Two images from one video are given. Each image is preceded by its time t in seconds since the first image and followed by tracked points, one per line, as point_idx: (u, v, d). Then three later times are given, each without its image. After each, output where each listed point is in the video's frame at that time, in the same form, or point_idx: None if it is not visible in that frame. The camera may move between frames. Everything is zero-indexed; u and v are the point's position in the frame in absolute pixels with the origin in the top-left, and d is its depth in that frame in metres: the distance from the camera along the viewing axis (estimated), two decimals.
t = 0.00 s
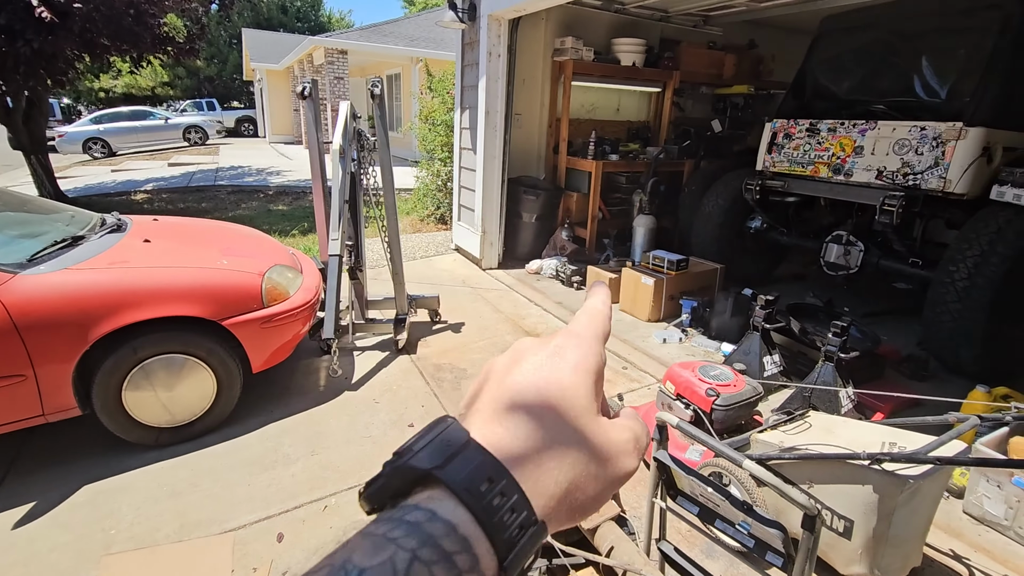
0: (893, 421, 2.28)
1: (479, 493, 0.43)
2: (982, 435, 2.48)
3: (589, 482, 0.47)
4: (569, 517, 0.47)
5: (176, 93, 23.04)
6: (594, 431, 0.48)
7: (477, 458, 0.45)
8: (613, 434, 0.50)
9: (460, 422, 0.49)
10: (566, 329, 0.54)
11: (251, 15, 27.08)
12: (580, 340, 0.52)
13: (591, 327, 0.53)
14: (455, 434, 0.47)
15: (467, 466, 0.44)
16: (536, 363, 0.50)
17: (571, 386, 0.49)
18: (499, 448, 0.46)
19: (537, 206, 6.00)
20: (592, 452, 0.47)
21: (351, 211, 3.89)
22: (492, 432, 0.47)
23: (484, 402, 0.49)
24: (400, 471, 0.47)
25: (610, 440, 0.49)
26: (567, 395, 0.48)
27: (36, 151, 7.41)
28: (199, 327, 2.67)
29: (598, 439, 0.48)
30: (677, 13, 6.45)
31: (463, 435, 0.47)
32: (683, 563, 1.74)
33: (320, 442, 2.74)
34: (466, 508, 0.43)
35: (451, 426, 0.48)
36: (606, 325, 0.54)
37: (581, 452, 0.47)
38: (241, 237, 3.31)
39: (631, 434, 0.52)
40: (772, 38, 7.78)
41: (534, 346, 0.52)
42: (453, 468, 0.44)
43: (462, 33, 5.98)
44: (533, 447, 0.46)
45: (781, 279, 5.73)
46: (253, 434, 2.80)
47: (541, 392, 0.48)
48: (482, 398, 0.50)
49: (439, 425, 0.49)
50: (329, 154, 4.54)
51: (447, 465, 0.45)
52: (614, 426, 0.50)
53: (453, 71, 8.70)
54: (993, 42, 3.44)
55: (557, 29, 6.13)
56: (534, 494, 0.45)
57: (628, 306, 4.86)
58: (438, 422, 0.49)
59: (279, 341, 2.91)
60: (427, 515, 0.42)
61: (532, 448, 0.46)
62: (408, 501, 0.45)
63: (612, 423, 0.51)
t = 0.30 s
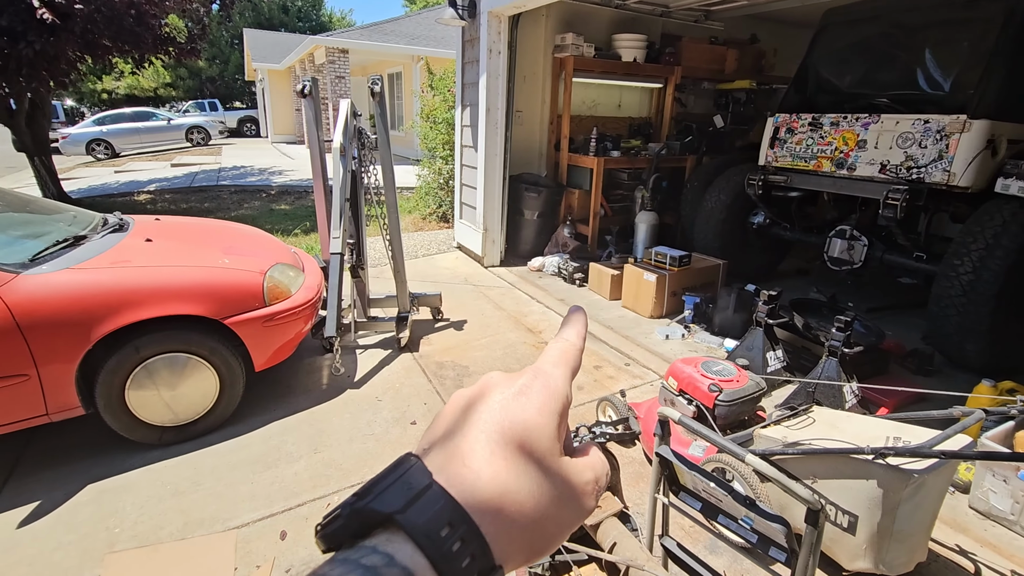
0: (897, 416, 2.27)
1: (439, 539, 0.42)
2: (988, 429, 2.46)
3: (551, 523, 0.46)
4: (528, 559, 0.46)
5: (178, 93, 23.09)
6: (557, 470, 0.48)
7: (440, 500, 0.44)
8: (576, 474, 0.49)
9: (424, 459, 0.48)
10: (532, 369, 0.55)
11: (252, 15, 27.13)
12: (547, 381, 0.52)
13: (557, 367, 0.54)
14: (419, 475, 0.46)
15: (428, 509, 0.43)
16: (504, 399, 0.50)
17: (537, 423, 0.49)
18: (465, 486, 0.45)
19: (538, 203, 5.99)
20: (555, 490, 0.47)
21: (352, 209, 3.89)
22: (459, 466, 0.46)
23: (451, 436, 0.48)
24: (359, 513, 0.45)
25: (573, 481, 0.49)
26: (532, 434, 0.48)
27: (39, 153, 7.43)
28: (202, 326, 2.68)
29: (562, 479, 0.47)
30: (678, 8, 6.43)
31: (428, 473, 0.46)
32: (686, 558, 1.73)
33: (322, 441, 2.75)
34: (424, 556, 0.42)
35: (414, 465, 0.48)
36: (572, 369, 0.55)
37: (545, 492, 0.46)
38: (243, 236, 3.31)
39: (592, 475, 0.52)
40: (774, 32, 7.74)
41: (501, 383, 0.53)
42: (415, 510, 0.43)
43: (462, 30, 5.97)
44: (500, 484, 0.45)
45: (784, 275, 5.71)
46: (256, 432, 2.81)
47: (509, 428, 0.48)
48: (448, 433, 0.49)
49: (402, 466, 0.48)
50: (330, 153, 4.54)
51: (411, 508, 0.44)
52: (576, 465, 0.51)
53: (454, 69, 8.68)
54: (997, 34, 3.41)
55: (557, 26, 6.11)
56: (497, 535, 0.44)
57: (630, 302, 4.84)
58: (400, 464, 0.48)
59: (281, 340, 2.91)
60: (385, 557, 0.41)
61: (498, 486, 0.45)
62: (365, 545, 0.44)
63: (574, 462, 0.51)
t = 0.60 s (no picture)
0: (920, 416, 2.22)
1: (441, 539, 0.39)
2: (1014, 431, 2.41)
3: (556, 518, 0.44)
4: (530, 555, 0.43)
5: (197, 92, 23.41)
6: (562, 460, 0.45)
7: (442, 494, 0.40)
8: (584, 466, 0.47)
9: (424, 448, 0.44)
10: (537, 355, 0.52)
11: (270, 13, 27.41)
12: (553, 368, 0.50)
13: (563, 353, 0.51)
14: (420, 468, 0.42)
15: (430, 507, 0.40)
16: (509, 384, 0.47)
17: (542, 412, 0.46)
18: (470, 478, 0.41)
19: (553, 199, 5.96)
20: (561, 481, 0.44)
21: (368, 205, 3.91)
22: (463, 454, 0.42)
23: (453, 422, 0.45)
24: (355, 511, 0.41)
25: (579, 474, 0.46)
26: (540, 422, 0.45)
27: (64, 151, 7.58)
28: (222, 320, 2.71)
29: (567, 471, 0.45)
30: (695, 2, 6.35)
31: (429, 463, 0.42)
32: (705, 557, 1.71)
33: (339, 434, 2.77)
34: (426, 558, 0.38)
35: (412, 456, 0.44)
36: (578, 355, 0.52)
37: (552, 485, 0.43)
38: (262, 232, 3.35)
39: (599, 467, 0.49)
40: (793, 26, 7.61)
41: (505, 369, 0.50)
42: (417, 508, 0.40)
43: (477, 26, 5.96)
44: (506, 473, 0.42)
45: (803, 272, 5.62)
46: (274, 425, 2.84)
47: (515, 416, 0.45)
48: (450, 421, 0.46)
49: (400, 459, 0.44)
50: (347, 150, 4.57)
51: (412, 507, 0.40)
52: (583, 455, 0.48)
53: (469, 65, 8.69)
54: None
55: (573, 21, 6.08)
56: (500, 531, 0.41)
57: (645, 299, 4.81)
58: (398, 456, 0.44)
59: (299, 334, 2.94)
60: (384, 560, 0.37)
61: (503, 476, 0.42)
62: (361, 545, 0.40)
63: (580, 452, 0.48)
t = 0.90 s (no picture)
0: (956, 421, 2.15)
1: (462, 541, 0.39)
2: None
3: (575, 520, 0.44)
4: (548, 556, 0.44)
5: (230, 87, 23.95)
6: (579, 463, 0.45)
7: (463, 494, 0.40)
8: (602, 470, 0.47)
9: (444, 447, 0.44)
10: (556, 359, 0.52)
11: (301, 10, 27.87)
12: (572, 371, 0.50)
13: (582, 356, 0.51)
14: (439, 469, 0.42)
15: (450, 509, 0.40)
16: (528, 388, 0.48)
17: (560, 414, 0.46)
18: (490, 478, 0.42)
19: (578, 195, 5.94)
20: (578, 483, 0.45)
21: (395, 199, 3.95)
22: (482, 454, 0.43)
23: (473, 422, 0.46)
24: (376, 510, 0.41)
25: (596, 477, 0.46)
26: (558, 424, 0.46)
27: (105, 145, 7.85)
28: (253, 310, 2.78)
29: (585, 474, 0.45)
30: None
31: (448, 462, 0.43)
32: (727, 557, 1.69)
33: (364, 424, 2.82)
34: (446, 560, 0.38)
35: (430, 456, 0.44)
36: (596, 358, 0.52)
37: (569, 489, 0.44)
38: (291, 224, 3.42)
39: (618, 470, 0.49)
40: (829, 18, 7.40)
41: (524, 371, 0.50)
42: (436, 510, 0.40)
43: (505, 20, 5.94)
44: (525, 474, 0.42)
45: (834, 271, 5.49)
46: (301, 414, 2.91)
47: (534, 418, 0.45)
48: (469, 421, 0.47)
49: (419, 459, 0.44)
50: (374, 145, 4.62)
51: (431, 509, 0.40)
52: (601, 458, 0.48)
53: (496, 60, 8.69)
54: None
55: (601, 16, 6.04)
56: (520, 530, 0.41)
57: (670, 297, 4.76)
58: (417, 455, 0.44)
59: (326, 326, 3.00)
60: (405, 562, 0.37)
61: (521, 477, 0.42)
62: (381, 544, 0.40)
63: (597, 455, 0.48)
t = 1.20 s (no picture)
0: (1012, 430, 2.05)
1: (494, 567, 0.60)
2: None
3: None
4: None
5: (272, 82, 24.56)
6: None
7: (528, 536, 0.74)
8: None
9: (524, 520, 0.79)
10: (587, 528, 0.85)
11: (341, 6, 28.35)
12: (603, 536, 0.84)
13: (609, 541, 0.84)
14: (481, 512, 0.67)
15: (486, 540, 0.63)
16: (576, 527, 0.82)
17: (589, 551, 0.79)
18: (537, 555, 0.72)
19: (613, 188, 5.86)
20: None
21: (431, 191, 3.99)
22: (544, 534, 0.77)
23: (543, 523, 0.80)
24: (431, 526, 0.66)
25: None
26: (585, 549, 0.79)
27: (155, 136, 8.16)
28: (293, 297, 2.86)
29: None
30: None
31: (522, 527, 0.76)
32: (763, 558, 1.65)
33: (397, 412, 2.87)
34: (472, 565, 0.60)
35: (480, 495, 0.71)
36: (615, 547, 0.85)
37: None
38: (330, 214, 3.49)
39: None
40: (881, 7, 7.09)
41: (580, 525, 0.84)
42: (474, 530, 0.64)
43: (542, 13, 5.91)
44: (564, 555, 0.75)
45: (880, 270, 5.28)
46: (337, 399, 2.98)
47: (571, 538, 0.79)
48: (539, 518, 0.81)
49: (466, 498, 0.70)
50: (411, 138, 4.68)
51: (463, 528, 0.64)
52: None
53: (532, 53, 8.66)
54: None
55: (640, 7, 5.99)
56: None
57: (705, 294, 4.66)
58: (467, 493, 0.71)
59: (363, 314, 3.06)
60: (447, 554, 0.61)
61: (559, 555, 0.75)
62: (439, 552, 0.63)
63: None
